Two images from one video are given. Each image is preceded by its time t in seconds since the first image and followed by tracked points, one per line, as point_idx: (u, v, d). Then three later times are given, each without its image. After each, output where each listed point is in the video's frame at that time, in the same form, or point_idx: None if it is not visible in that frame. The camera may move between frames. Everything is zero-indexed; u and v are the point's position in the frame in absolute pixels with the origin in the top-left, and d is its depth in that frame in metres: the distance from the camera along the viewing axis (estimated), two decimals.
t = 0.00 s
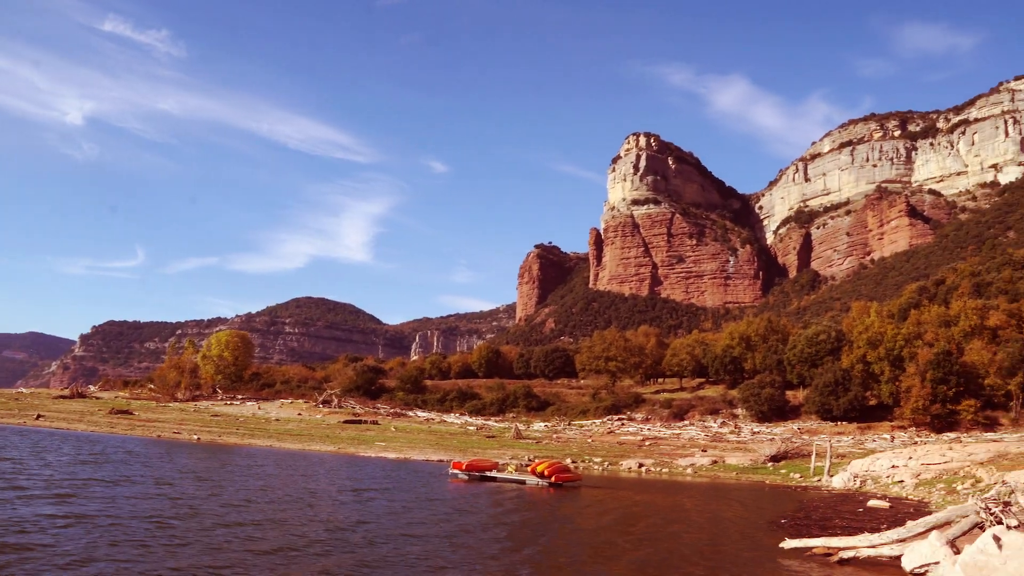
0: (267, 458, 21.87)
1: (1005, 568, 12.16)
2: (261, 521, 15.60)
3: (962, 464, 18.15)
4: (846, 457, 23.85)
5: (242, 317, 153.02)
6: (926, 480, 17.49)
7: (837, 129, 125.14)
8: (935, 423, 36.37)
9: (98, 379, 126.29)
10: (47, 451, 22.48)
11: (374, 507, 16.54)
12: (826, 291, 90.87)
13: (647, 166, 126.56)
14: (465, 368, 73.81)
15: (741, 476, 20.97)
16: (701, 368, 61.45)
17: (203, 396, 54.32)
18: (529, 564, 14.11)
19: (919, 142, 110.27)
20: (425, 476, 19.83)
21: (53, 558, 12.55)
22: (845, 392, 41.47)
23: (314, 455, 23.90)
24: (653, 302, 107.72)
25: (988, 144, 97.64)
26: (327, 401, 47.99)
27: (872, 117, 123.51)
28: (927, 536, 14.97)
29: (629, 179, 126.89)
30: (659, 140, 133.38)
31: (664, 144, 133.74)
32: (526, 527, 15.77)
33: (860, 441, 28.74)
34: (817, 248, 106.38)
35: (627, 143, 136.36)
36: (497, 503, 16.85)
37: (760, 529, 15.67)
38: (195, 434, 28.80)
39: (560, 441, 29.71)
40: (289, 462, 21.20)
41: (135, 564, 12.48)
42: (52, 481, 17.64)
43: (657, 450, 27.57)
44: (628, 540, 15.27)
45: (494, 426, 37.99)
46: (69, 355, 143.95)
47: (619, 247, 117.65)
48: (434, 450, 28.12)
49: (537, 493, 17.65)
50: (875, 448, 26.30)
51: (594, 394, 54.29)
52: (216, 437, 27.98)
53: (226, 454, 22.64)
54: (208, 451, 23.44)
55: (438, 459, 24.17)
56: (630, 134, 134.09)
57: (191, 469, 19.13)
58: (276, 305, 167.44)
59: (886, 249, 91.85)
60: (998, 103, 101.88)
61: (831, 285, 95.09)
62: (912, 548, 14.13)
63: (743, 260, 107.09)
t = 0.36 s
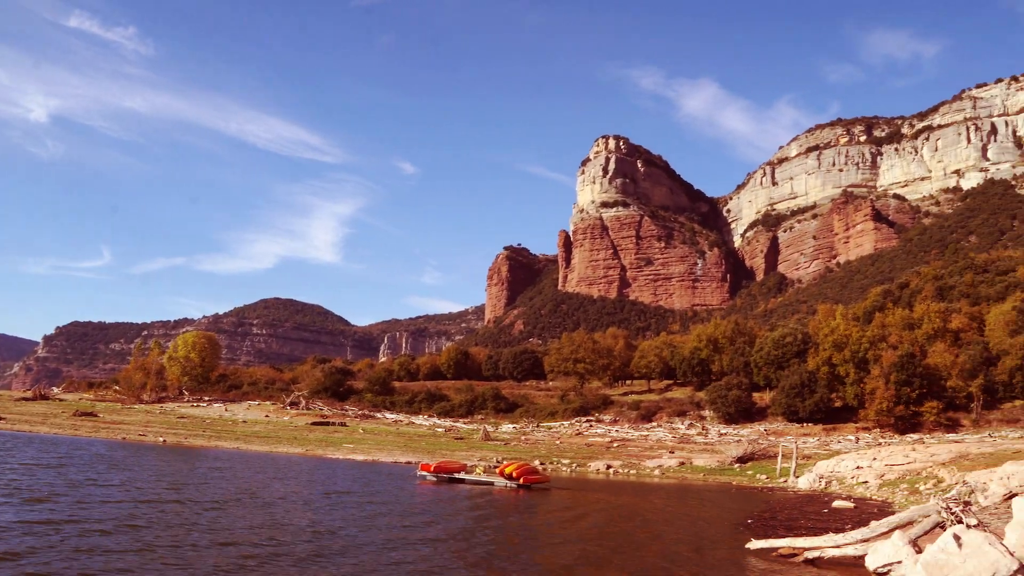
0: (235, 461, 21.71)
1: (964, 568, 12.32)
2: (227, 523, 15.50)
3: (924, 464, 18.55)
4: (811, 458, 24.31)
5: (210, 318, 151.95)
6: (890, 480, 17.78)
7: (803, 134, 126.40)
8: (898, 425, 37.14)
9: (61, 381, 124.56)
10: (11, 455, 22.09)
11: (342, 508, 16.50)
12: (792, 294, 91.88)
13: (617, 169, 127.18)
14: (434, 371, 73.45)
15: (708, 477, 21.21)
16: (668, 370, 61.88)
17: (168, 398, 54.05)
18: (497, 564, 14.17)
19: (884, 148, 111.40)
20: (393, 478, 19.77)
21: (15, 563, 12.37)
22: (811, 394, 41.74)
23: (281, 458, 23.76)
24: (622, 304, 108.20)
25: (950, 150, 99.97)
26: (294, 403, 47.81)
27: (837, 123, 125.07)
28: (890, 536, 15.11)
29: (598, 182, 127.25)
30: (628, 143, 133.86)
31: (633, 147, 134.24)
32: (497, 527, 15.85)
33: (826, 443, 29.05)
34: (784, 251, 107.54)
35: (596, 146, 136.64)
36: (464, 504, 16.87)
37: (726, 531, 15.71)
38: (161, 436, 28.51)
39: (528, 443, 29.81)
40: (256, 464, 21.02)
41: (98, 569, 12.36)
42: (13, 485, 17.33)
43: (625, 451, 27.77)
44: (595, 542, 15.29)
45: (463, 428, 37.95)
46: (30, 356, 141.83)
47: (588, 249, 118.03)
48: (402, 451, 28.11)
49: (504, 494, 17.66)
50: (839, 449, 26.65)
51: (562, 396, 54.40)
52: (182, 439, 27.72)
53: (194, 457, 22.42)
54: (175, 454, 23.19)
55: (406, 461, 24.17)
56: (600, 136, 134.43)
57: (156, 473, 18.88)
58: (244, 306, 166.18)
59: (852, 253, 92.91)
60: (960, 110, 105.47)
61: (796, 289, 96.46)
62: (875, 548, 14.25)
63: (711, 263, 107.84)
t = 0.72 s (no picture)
0: (203, 464, 21.61)
1: (924, 567, 12.48)
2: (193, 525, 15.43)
3: (888, 465, 18.96)
4: (777, 459, 24.52)
5: (176, 318, 150.52)
6: (854, 480, 18.13)
7: (770, 138, 126.78)
8: (863, 426, 37.71)
9: (22, 383, 122.72)
10: None
11: (310, 511, 16.51)
12: (758, 296, 92.73)
13: (585, 172, 127.22)
14: (401, 372, 72.78)
15: (675, 478, 21.45)
16: (636, 372, 62.14)
17: (132, 400, 53.63)
18: (464, 565, 14.22)
19: (850, 152, 112.51)
20: (361, 480, 19.73)
21: None
22: (777, 395, 42.02)
23: (248, 460, 23.64)
24: (589, 306, 108.40)
25: (914, 155, 101.78)
26: (261, 404, 47.61)
27: (803, 127, 125.72)
28: (853, 537, 15.30)
29: (566, 184, 127.07)
30: (597, 145, 133.84)
31: (602, 149, 134.26)
32: (466, 528, 15.90)
33: (792, 443, 29.33)
34: (750, 254, 108.13)
35: (564, 148, 136.46)
36: (433, 505, 16.90)
37: (692, 532, 15.79)
38: (125, 438, 28.30)
39: (496, 445, 29.94)
40: (223, 467, 20.89)
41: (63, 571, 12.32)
42: None
43: (592, 453, 27.90)
44: (563, 543, 15.36)
45: (430, 429, 37.94)
46: None
47: (556, 251, 117.89)
48: (369, 453, 28.13)
49: (473, 496, 17.74)
50: (804, 450, 26.84)
51: (530, 397, 54.46)
52: (147, 441, 27.51)
53: (160, 460, 22.26)
54: (141, 456, 22.99)
55: (373, 463, 24.14)
56: (569, 139, 134.26)
57: (121, 477, 18.70)
58: (210, 307, 164.51)
59: (818, 256, 93.58)
60: (924, 116, 106.70)
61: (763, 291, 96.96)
62: (838, 548, 14.38)
63: (678, 266, 108.53)
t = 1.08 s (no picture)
0: (167, 466, 21.41)
1: (885, 565, 12.59)
2: (156, 526, 15.33)
3: (851, 465, 19.48)
4: (743, 460, 24.65)
5: (141, 319, 148.99)
6: (819, 481, 18.60)
7: (738, 141, 127.82)
8: (827, 427, 38.51)
9: None
10: None
11: (277, 514, 16.44)
12: (725, 298, 93.33)
13: (554, 173, 127.15)
14: (368, 373, 72.29)
15: (642, 479, 21.69)
16: (603, 373, 61.08)
17: (96, 401, 53.09)
18: (429, 566, 14.22)
19: (815, 157, 114.34)
20: (327, 483, 19.66)
21: None
22: (743, 396, 42.42)
23: (212, 462, 23.52)
24: (557, 307, 107.82)
25: (879, 160, 102.57)
26: (228, 406, 47.35)
27: (770, 131, 127.04)
28: (816, 537, 15.44)
29: (535, 186, 126.88)
30: (565, 147, 133.93)
31: (570, 151, 134.55)
32: (432, 529, 15.89)
33: (758, 444, 29.45)
34: (717, 257, 107.74)
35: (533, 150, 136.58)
36: (404, 507, 16.89)
37: (659, 534, 15.83)
38: (88, 440, 28.00)
39: (463, 446, 29.98)
40: (190, 470, 20.77)
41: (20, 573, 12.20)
42: None
43: (560, 454, 27.99)
44: (528, 544, 15.35)
45: (398, 430, 38.03)
46: None
47: (524, 252, 117.34)
48: (336, 455, 28.08)
49: (441, 498, 17.76)
50: (770, 451, 26.99)
51: (497, 399, 54.46)
52: (110, 443, 27.26)
53: (125, 462, 22.06)
54: (104, 459, 22.75)
55: (340, 464, 24.09)
56: (538, 140, 134.22)
57: (86, 480, 18.54)
58: (175, 308, 162.66)
59: (783, 259, 94.02)
60: (888, 121, 109.17)
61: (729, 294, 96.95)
62: (803, 548, 14.46)
63: (646, 267, 109.22)
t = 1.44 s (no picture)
0: (131, 469, 21.17)
1: (848, 564, 12.67)
2: (118, 527, 15.22)
3: (816, 466, 19.75)
4: (709, 461, 24.83)
5: (104, 319, 147.33)
6: (785, 482, 18.87)
7: (706, 145, 128.26)
8: (793, 429, 39.19)
9: None
10: None
11: (241, 517, 16.33)
12: (692, 300, 93.73)
13: (522, 175, 126.16)
14: (335, 374, 71.78)
15: (609, 480, 21.99)
16: (570, 376, 61.59)
17: (58, 403, 52.25)
18: (392, 567, 14.15)
19: (782, 160, 115.27)
20: (294, 485, 19.59)
21: None
22: (709, 398, 42.77)
23: (177, 464, 23.38)
24: (525, 309, 107.18)
25: (844, 164, 104.90)
26: (193, 407, 46.80)
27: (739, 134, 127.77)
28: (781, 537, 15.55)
29: (503, 187, 125.90)
30: (534, 149, 133.06)
31: (539, 152, 133.92)
32: (402, 530, 15.88)
33: (723, 446, 29.65)
34: (686, 259, 108.45)
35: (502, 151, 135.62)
36: (373, 509, 16.88)
37: (625, 536, 15.87)
38: (49, 442, 27.68)
39: (430, 447, 29.99)
40: (155, 473, 20.60)
41: None
42: None
43: (527, 455, 28.05)
44: (495, 545, 15.36)
45: (366, 432, 37.90)
46: None
47: (492, 253, 116.39)
48: (302, 456, 27.95)
49: (408, 500, 17.79)
50: (735, 452, 27.24)
51: (465, 400, 54.43)
52: (72, 445, 26.96)
53: (89, 465, 21.82)
54: (67, 462, 22.48)
55: (306, 466, 24.03)
56: (506, 141, 133.21)
57: (49, 483, 18.33)
58: (139, 308, 160.58)
59: (749, 261, 95.08)
60: (853, 125, 110.61)
61: (696, 295, 97.15)
62: (767, 548, 14.57)
63: (613, 269, 109.09)
